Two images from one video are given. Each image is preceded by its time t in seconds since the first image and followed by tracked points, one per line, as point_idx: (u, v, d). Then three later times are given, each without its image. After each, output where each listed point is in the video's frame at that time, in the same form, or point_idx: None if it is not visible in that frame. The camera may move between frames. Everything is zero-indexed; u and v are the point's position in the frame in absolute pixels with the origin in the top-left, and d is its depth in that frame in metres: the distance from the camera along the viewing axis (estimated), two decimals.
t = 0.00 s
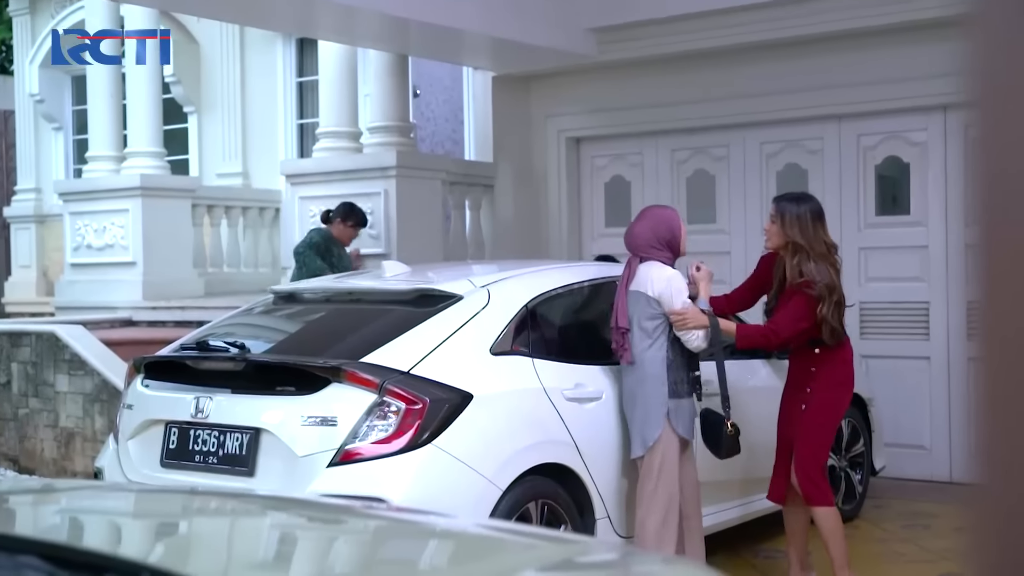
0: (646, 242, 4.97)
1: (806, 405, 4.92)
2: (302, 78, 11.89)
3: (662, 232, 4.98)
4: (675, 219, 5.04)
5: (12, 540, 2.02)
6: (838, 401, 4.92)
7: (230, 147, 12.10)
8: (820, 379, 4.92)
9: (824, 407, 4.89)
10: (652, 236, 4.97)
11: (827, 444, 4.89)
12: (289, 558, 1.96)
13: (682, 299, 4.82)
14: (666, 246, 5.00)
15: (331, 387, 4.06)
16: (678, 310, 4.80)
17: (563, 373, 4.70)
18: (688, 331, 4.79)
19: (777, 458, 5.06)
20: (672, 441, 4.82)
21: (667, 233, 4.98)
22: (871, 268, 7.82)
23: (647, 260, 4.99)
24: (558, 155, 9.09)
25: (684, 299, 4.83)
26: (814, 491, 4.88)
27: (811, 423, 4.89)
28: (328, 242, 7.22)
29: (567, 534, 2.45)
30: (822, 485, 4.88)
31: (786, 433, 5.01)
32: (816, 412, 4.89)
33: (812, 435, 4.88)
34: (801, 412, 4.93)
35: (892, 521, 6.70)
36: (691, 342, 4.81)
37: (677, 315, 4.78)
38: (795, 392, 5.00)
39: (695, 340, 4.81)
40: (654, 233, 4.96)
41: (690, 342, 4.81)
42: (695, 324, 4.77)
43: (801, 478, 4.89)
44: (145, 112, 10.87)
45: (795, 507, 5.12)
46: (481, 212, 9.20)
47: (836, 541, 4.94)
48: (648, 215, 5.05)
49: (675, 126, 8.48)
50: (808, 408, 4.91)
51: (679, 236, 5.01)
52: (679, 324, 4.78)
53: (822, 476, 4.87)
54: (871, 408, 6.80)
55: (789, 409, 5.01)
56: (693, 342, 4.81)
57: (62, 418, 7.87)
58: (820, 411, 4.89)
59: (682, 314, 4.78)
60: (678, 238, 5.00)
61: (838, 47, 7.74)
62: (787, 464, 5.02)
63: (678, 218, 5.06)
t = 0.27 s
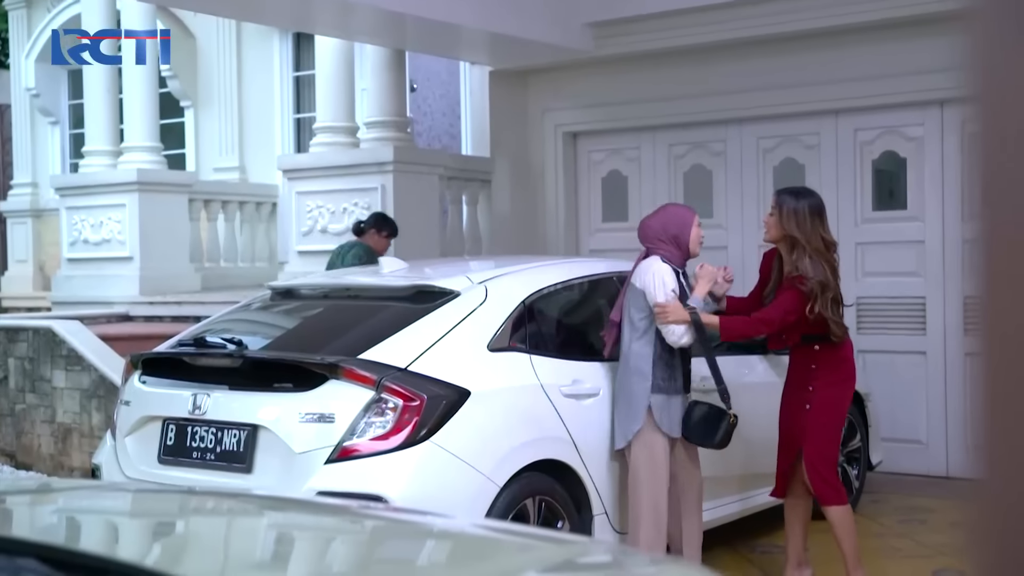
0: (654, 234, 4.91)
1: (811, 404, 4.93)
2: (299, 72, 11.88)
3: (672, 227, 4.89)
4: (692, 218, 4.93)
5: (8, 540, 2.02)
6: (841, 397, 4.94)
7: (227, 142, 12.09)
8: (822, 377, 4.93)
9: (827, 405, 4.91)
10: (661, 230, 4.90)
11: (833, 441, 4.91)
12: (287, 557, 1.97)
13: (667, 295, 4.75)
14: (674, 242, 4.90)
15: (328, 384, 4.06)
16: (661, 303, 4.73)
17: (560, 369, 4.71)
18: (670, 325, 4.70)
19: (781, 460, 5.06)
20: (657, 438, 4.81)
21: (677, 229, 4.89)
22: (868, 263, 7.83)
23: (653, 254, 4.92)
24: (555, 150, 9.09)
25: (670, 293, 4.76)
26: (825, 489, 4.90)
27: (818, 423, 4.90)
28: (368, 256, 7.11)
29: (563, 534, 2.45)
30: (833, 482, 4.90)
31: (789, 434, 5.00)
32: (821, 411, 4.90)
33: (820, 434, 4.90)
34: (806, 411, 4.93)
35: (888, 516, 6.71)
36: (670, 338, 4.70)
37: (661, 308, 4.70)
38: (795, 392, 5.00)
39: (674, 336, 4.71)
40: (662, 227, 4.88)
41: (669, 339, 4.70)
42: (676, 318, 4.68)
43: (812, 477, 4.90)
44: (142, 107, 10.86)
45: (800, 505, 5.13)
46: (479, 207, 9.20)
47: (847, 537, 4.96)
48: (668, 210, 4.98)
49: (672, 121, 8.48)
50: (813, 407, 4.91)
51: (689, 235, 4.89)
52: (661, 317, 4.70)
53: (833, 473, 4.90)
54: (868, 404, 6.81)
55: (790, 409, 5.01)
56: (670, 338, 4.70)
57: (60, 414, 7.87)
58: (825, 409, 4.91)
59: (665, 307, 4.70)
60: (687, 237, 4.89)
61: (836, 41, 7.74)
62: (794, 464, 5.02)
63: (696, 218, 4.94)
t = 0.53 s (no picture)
0: (621, 231, 4.87)
1: (812, 396, 4.94)
2: (291, 64, 11.85)
3: (636, 223, 4.84)
4: (658, 211, 4.85)
5: None
6: (843, 390, 4.92)
7: (218, 133, 12.06)
8: (824, 369, 4.94)
9: (828, 397, 4.91)
10: (626, 226, 4.85)
11: (834, 433, 4.89)
12: (279, 554, 1.97)
13: (643, 298, 4.68)
14: (639, 238, 4.84)
15: (320, 378, 4.06)
16: (641, 310, 4.66)
17: (551, 362, 4.71)
18: (653, 329, 4.68)
19: (784, 451, 5.08)
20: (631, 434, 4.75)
21: (640, 225, 4.83)
22: (859, 255, 7.84)
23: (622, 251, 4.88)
24: (547, 142, 9.08)
25: (646, 298, 4.68)
26: (823, 482, 4.89)
27: (818, 415, 4.91)
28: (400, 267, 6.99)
29: (553, 530, 2.45)
30: (832, 475, 4.88)
31: (794, 425, 5.03)
32: (822, 402, 4.91)
33: (820, 426, 4.89)
34: (808, 403, 4.95)
35: (878, 508, 6.73)
36: (653, 340, 4.69)
37: (641, 315, 4.66)
38: (800, 384, 5.02)
39: (658, 337, 4.69)
40: (628, 223, 4.84)
41: (654, 340, 4.70)
42: (658, 323, 4.66)
43: (812, 469, 4.91)
44: (132, 98, 10.81)
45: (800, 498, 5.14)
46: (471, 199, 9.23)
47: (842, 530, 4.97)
48: (635, 203, 4.91)
49: (664, 113, 8.48)
50: (814, 399, 4.92)
51: (653, 230, 4.82)
52: (644, 323, 4.66)
53: (833, 466, 4.88)
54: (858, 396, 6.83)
55: (795, 401, 5.04)
56: (654, 340, 4.69)
57: (51, 407, 7.86)
58: (826, 402, 4.90)
59: (646, 312, 4.66)
60: (650, 232, 4.82)
61: (827, 34, 7.74)
62: (795, 456, 5.05)
63: (662, 210, 4.85)
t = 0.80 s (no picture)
0: (598, 232, 4.86)
1: (787, 391, 4.97)
2: (276, 59, 11.82)
3: (614, 221, 4.83)
4: (632, 205, 4.86)
5: None
6: (817, 384, 4.96)
7: (202, 128, 12.01)
8: (800, 364, 4.96)
9: (804, 392, 4.94)
10: (604, 226, 4.84)
11: (809, 428, 4.95)
12: (265, 552, 1.97)
13: (621, 298, 4.69)
14: (620, 235, 4.85)
15: (306, 374, 4.05)
16: (618, 310, 4.68)
17: (537, 358, 4.72)
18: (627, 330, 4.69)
19: (759, 447, 5.10)
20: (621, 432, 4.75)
21: (619, 222, 4.83)
22: (844, 250, 7.87)
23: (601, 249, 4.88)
24: (533, 138, 9.08)
25: (624, 298, 4.69)
26: (801, 477, 4.93)
27: (794, 410, 4.94)
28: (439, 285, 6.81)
29: (537, 527, 2.45)
30: (809, 469, 4.93)
31: (768, 420, 5.05)
32: (798, 398, 4.94)
33: (797, 421, 4.94)
34: (783, 398, 4.98)
35: (863, 502, 6.76)
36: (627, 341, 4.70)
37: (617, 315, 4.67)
38: (774, 379, 5.04)
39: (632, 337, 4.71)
40: (605, 222, 4.83)
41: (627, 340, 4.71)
42: (635, 324, 4.67)
43: (789, 464, 4.94)
44: (116, 93, 10.76)
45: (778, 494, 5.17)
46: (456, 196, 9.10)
47: (824, 525, 4.99)
48: (605, 201, 4.90)
49: (649, 109, 8.48)
50: (790, 395, 4.95)
51: (633, 225, 4.84)
52: (620, 323, 4.67)
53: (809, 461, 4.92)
54: (843, 391, 6.85)
55: (769, 396, 5.06)
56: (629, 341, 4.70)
57: (35, 403, 7.83)
58: (801, 397, 4.94)
59: (624, 312, 4.67)
60: (631, 227, 4.83)
61: (812, 30, 7.76)
62: (771, 452, 5.07)
63: (637, 203, 4.87)
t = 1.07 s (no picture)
0: (585, 231, 4.86)
1: (772, 388, 4.97)
2: (265, 57, 11.81)
3: (602, 221, 4.84)
4: (620, 205, 4.87)
5: None
6: (802, 380, 4.98)
7: (191, 127, 11.98)
8: (785, 361, 4.97)
9: (789, 388, 4.95)
10: (591, 226, 4.84)
11: (795, 424, 4.96)
12: (254, 549, 1.96)
13: (615, 294, 4.72)
14: (607, 235, 4.85)
15: (296, 372, 4.04)
16: (613, 304, 4.71)
17: (528, 356, 4.72)
18: (621, 325, 4.72)
19: (745, 444, 5.09)
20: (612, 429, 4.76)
21: (607, 222, 4.83)
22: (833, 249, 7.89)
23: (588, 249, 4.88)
24: (522, 136, 9.07)
25: (618, 293, 4.73)
26: (789, 473, 4.94)
27: (780, 407, 4.94)
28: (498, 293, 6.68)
29: (528, 524, 2.45)
30: (797, 465, 4.94)
31: (753, 418, 5.05)
32: (785, 394, 4.95)
33: (784, 418, 4.95)
34: (768, 396, 4.98)
35: (853, 501, 6.77)
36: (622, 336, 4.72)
37: (613, 310, 4.69)
38: (758, 376, 5.04)
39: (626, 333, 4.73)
40: (593, 221, 4.83)
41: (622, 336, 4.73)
42: (631, 318, 4.70)
43: (777, 461, 4.95)
44: (104, 92, 10.73)
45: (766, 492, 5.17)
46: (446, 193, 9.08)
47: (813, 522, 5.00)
48: (594, 200, 4.90)
49: (639, 107, 8.49)
50: (777, 391, 4.96)
51: (620, 225, 4.85)
52: (616, 318, 4.70)
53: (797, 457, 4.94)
54: (833, 389, 6.86)
55: (754, 393, 5.05)
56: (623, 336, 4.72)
57: (23, 403, 7.80)
58: (786, 394, 4.94)
59: (618, 307, 4.70)
60: (619, 228, 4.84)
61: (801, 29, 7.77)
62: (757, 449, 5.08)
63: (625, 203, 4.88)
